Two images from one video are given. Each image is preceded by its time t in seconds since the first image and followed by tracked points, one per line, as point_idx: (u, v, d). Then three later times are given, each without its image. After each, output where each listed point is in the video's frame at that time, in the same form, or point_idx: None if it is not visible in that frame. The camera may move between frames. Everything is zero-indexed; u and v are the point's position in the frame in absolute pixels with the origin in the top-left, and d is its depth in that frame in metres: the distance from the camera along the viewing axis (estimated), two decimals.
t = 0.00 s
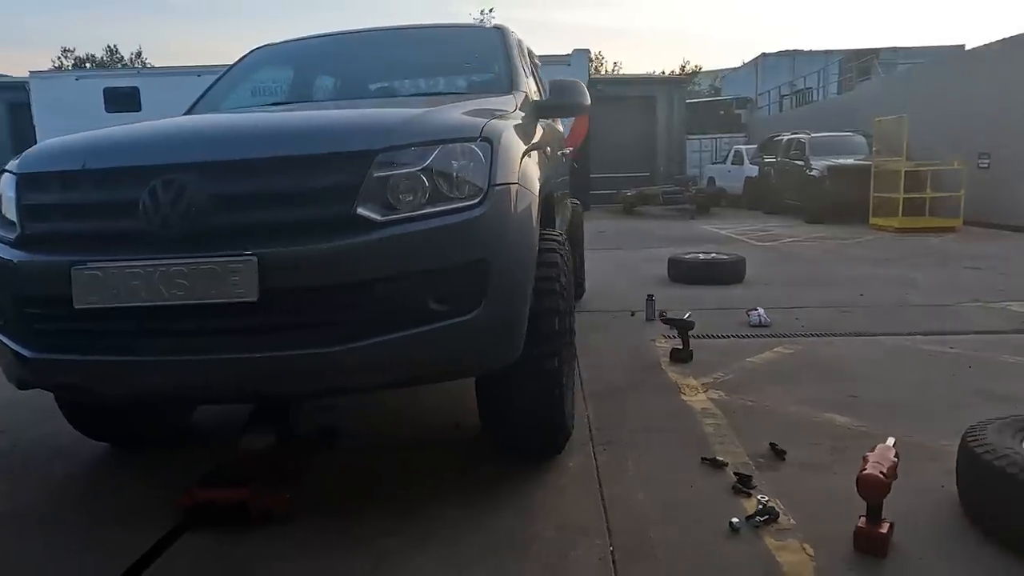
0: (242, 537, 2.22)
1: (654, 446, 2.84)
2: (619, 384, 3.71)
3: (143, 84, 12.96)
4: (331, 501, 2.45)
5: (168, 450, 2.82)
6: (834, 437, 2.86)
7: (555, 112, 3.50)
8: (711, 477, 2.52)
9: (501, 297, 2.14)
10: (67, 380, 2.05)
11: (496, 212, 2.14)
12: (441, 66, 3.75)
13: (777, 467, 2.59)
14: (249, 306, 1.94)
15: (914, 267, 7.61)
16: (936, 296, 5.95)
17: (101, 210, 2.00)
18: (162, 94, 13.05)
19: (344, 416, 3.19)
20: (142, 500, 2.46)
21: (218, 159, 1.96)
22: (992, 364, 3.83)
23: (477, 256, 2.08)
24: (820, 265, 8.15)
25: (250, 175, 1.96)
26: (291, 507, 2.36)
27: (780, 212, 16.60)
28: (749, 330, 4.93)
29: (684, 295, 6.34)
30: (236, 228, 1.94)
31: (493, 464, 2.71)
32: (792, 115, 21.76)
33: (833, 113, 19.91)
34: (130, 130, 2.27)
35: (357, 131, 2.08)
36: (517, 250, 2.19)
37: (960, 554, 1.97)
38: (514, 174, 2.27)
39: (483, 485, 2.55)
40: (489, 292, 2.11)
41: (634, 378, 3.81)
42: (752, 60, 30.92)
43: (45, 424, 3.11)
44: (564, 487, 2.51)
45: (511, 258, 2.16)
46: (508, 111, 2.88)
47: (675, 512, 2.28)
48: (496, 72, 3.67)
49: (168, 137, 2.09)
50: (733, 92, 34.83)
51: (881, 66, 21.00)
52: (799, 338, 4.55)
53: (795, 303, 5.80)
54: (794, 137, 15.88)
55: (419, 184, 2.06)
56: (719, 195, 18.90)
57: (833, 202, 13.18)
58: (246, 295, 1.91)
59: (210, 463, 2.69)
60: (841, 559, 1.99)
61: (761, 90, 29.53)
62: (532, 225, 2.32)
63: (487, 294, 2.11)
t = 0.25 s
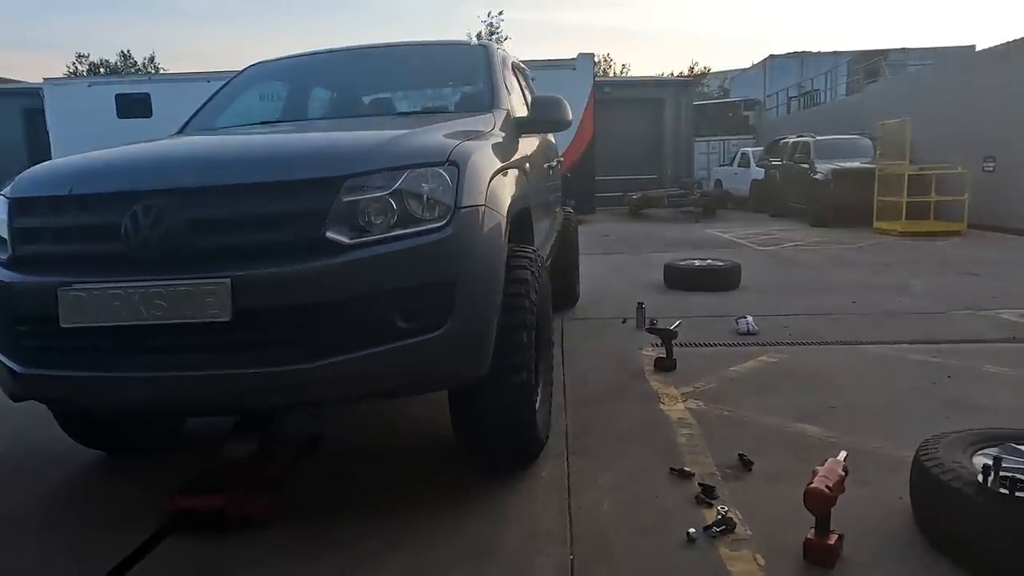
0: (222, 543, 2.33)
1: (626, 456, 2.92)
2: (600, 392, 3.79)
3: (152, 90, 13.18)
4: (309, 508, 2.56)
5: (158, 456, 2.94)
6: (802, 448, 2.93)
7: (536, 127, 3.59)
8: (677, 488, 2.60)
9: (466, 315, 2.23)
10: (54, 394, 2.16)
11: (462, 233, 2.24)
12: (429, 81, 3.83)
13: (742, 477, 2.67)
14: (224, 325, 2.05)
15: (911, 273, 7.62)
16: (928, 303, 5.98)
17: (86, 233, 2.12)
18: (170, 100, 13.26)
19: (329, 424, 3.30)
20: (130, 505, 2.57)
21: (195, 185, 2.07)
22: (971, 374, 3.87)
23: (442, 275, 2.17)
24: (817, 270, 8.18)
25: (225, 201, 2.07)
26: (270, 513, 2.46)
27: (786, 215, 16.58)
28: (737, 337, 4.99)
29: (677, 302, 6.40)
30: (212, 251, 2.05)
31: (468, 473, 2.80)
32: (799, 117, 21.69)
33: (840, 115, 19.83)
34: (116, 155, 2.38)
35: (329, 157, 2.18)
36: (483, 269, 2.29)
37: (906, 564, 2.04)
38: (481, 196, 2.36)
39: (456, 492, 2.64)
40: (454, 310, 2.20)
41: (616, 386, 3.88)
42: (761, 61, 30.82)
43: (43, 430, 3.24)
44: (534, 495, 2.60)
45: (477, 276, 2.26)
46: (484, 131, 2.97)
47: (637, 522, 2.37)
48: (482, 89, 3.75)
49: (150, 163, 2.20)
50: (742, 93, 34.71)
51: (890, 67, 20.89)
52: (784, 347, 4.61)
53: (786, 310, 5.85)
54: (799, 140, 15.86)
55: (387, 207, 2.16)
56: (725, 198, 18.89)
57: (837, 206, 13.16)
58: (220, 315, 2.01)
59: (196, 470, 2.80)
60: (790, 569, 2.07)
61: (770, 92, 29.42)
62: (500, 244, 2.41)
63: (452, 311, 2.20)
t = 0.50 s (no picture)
0: (204, 563, 2.39)
1: (606, 477, 2.96)
2: (589, 408, 3.83)
3: (164, 99, 13.38)
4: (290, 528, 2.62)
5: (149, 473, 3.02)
6: (782, 470, 2.95)
7: (523, 149, 3.65)
8: (652, 511, 2.63)
9: (439, 343, 2.28)
10: (41, 421, 2.24)
11: (436, 263, 2.28)
12: (421, 103, 3.89)
13: (718, 500, 2.69)
14: (201, 356, 2.12)
15: (915, 283, 7.57)
16: (928, 315, 5.95)
17: (71, 266, 2.19)
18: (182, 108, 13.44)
19: (318, 440, 3.36)
20: (119, 522, 2.65)
21: (174, 221, 2.14)
22: (962, 392, 3.87)
23: (415, 307, 2.23)
24: (821, 278, 8.15)
25: (203, 235, 2.14)
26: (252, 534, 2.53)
27: (795, 219, 16.48)
28: (732, 351, 5.01)
29: (676, 313, 6.42)
30: (190, 285, 2.12)
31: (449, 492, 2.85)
32: (811, 120, 21.55)
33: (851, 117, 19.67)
34: (103, 186, 2.46)
35: (305, 192, 2.24)
36: (457, 299, 2.33)
37: None
38: (456, 225, 2.40)
39: (435, 511, 2.70)
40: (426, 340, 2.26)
41: (605, 402, 3.92)
42: (773, 63, 30.65)
43: (42, 446, 3.33)
44: (512, 517, 2.65)
45: (450, 306, 2.31)
46: (466, 155, 3.02)
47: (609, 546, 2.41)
48: (472, 111, 3.80)
49: (133, 197, 2.27)
50: (754, 94, 34.54)
51: (902, 69, 20.68)
52: (777, 362, 4.62)
53: (784, 322, 5.84)
54: (809, 144, 15.76)
55: (362, 241, 2.21)
56: (734, 202, 18.81)
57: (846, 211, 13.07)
58: (196, 347, 2.08)
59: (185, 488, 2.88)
60: None
61: (781, 94, 29.25)
62: (476, 272, 2.44)
63: (425, 341, 2.26)
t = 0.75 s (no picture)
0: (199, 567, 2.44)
1: (605, 489, 2.92)
2: (595, 418, 3.80)
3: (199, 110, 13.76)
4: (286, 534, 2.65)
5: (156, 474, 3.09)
6: (785, 485, 2.88)
7: (528, 159, 3.65)
8: (647, 525, 2.59)
9: (428, 353, 2.29)
10: (44, 426, 2.32)
11: (425, 274, 2.29)
12: (430, 114, 3.93)
13: (716, 515, 2.64)
14: (192, 365, 2.16)
15: (946, 291, 7.34)
16: (956, 325, 5.76)
17: (73, 277, 2.27)
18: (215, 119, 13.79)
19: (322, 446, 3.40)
20: (123, 525, 2.72)
21: (168, 233, 2.20)
22: (983, 406, 3.74)
23: (403, 318, 2.24)
24: (848, 287, 7.96)
25: (195, 247, 2.19)
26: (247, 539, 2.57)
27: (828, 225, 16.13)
28: (747, 361, 4.92)
29: (695, 323, 6.33)
30: (183, 295, 2.17)
31: (445, 501, 2.86)
32: (845, 124, 21.13)
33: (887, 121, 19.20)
34: (107, 199, 2.54)
35: (296, 204, 2.28)
36: (447, 309, 2.34)
37: None
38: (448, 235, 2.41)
39: (430, 520, 2.71)
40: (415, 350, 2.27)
41: (612, 412, 3.88)
42: (807, 67, 30.12)
43: (59, 449, 3.44)
44: (505, 527, 2.64)
45: (439, 316, 2.31)
46: (466, 165, 3.02)
47: (599, 560, 2.38)
48: (480, 122, 3.83)
49: (132, 210, 2.34)
50: (788, 98, 33.97)
51: (941, 71, 20.12)
52: (793, 373, 4.52)
53: (805, 332, 5.72)
54: (842, 149, 15.43)
55: (351, 252, 2.24)
56: (766, 208, 18.51)
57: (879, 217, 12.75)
58: (187, 357, 2.13)
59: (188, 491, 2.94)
60: None
61: (816, 98, 28.72)
62: (467, 283, 2.44)
63: (413, 352, 2.27)
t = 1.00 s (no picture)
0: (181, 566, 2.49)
1: (589, 497, 2.91)
2: (589, 424, 3.79)
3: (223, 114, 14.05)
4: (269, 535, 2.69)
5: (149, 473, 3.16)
6: (771, 495, 2.85)
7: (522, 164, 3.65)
8: (625, 534, 2.58)
9: (401, 359, 2.31)
10: (33, 426, 2.39)
11: (399, 281, 2.31)
12: (425, 120, 3.96)
13: (697, 525, 2.62)
14: (170, 369, 2.22)
15: (966, 297, 7.16)
16: (972, 332, 5.62)
17: (60, 282, 2.34)
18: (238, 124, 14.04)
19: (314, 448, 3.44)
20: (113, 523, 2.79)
21: (148, 240, 2.25)
22: (988, 417, 3.64)
23: (376, 324, 2.26)
24: (865, 291, 7.81)
25: (174, 254, 2.24)
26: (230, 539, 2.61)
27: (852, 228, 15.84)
28: (751, 367, 4.86)
29: (704, 328, 6.27)
30: (161, 301, 2.22)
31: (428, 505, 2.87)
32: (872, 125, 20.72)
33: (915, 121, 18.80)
34: (97, 207, 2.61)
35: (274, 212, 2.32)
36: (421, 315, 2.36)
37: None
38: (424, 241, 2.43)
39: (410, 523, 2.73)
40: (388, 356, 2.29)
41: (606, 418, 3.87)
42: (834, 67, 29.63)
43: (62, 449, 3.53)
44: (484, 532, 2.65)
45: (413, 322, 2.33)
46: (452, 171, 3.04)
47: (574, 568, 2.37)
48: (475, 128, 3.85)
49: (118, 217, 2.40)
50: (815, 99, 33.46)
51: (972, 70, 19.64)
52: (795, 380, 4.45)
53: (814, 338, 5.62)
54: (866, 151, 15.15)
55: (326, 259, 2.27)
56: (789, 211, 18.24)
57: (903, 220, 12.48)
58: (164, 361, 2.18)
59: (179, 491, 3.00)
60: None
61: (843, 98, 28.24)
62: (444, 289, 2.46)
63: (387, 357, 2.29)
